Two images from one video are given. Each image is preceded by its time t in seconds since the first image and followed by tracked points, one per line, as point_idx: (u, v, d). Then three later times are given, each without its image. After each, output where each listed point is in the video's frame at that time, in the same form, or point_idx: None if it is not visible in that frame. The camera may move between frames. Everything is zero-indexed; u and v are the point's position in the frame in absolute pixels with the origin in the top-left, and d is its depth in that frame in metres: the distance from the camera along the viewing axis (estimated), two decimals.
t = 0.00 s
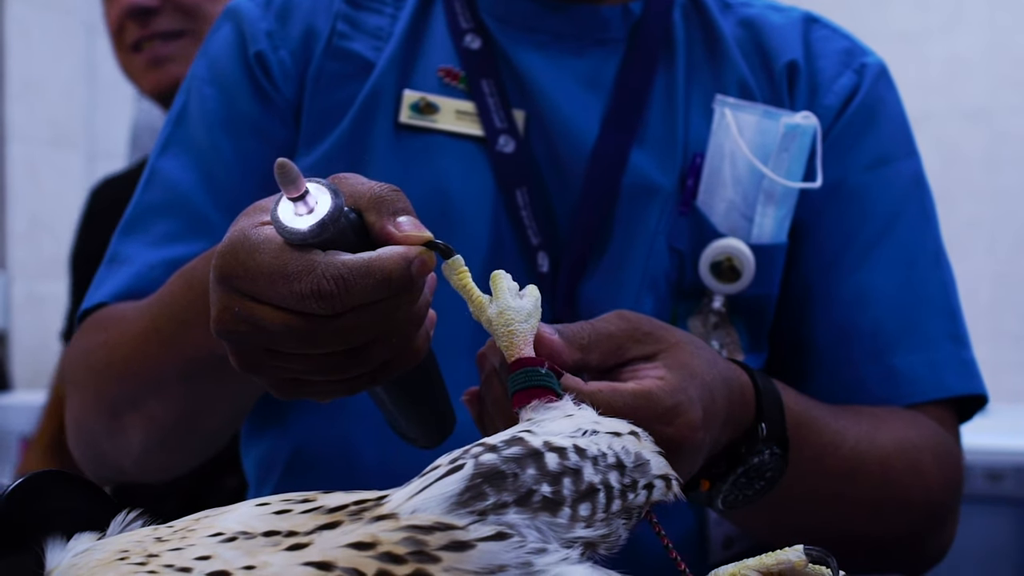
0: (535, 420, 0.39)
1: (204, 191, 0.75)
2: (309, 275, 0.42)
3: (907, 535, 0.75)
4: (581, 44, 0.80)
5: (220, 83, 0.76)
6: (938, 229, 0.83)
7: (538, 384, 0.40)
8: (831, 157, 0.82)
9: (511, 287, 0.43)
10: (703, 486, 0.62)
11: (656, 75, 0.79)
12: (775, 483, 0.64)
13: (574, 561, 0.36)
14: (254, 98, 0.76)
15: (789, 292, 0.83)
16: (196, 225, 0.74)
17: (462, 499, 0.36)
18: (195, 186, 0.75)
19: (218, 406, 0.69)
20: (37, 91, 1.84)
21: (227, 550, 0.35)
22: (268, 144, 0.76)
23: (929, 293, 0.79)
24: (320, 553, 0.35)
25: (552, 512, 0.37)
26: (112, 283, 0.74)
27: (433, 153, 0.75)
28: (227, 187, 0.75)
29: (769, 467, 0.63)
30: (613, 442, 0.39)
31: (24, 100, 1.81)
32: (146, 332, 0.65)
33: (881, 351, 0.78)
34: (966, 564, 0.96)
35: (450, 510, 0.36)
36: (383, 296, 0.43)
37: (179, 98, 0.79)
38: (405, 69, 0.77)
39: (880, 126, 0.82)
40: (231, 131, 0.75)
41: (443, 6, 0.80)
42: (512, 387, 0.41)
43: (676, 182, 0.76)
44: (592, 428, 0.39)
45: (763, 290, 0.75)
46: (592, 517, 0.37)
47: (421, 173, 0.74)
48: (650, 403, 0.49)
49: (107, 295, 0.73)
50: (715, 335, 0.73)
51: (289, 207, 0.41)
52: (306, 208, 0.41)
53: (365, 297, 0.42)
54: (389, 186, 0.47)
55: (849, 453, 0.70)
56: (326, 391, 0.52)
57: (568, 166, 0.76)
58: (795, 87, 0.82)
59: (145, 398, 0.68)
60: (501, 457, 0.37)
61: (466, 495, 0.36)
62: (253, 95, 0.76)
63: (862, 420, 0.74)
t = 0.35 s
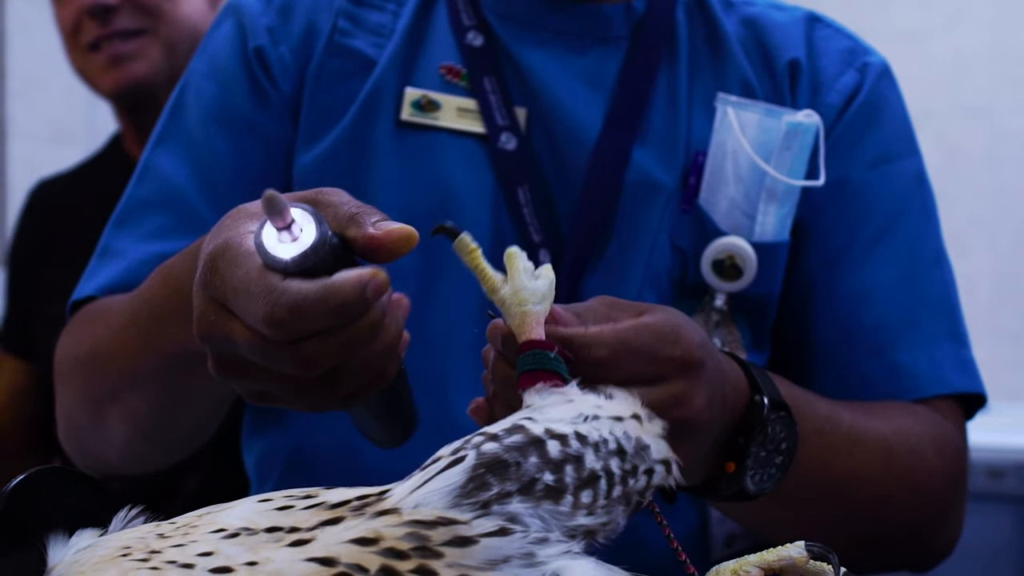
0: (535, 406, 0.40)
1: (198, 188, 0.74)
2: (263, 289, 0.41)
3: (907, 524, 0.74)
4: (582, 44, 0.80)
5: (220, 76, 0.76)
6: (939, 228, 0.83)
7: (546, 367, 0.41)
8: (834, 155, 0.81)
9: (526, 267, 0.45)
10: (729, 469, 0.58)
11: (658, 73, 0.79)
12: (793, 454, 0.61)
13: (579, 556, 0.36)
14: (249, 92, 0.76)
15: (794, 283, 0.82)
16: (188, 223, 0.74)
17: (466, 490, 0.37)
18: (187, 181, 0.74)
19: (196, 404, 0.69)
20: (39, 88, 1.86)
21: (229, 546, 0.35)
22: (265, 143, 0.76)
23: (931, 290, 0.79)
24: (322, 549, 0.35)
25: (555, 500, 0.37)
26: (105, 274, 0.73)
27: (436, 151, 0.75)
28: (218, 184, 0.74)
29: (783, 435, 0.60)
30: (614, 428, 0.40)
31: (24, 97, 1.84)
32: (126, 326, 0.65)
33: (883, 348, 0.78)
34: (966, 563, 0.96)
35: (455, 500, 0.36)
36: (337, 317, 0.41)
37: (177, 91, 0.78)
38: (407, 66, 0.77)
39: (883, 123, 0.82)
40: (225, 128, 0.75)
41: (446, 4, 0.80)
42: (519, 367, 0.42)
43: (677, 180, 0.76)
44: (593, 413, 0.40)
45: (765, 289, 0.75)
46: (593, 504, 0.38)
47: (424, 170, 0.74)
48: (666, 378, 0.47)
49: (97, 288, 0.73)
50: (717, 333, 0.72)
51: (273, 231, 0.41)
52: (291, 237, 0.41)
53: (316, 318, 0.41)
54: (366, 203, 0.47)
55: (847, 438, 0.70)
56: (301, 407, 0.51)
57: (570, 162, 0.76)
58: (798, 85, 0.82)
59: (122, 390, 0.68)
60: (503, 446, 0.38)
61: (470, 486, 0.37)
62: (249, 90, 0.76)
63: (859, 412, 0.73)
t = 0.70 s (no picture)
0: (535, 385, 0.39)
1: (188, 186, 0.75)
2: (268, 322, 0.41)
3: (920, 525, 0.73)
4: (585, 45, 0.81)
5: (214, 75, 0.77)
6: (939, 232, 0.82)
7: (549, 343, 0.39)
8: (837, 155, 0.81)
9: (543, 233, 0.43)
10: (754, 461, 0.58)
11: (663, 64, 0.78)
12: (812, 442, 0.62)
13: (581, 552, 0.36)
14: (241, 90, 0.77)
15: (795, 281, 0.82)
16: (174, 222, 0.74)
17: (470, 479, 0.36)
18: (175, 181, 0.75)
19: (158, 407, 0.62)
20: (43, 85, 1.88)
21: (229, 545, 0.35)
22: (258, 143, 0.77)
23: (931, 288, 0.79)
24: (323, 548, 0.35)
25: (559, 482, 0.37)
26: (90, 272, 0.74)
27: (437, 151, 0.74)
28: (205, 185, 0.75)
29: (799, 425, 0.61)
30: (616, 401, 0.39)
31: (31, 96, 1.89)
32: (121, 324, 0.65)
33: (885, 347, 0.78)
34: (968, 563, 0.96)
35: (459, 490, 0.36)
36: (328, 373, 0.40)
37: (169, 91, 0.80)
38: (407, 67, 0.78)
39: (886, 123, 0.82)
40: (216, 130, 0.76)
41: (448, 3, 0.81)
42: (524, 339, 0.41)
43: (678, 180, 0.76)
44: (594, 386, 0.39)
45: (767, 289, 0.75)
46: (596, 483, 0.38)
47: (424, 171, 0.74)
48: (681, 346, 0.47)
49: (83, 284, 0.74)
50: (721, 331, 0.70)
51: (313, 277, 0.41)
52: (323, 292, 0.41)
53: (307, 368, 0.40)
54: (338, 218, 0.49)
55: (853, 434, 0.71)
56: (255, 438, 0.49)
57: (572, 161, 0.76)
58: (800, 85, 0.82)
59: (101, 388, 0.66)
60: (505, 430, 0.38)
61: (474, 475, 0.37)
62: (241, 89, 0.77)
63: (863, 408, 0.74)
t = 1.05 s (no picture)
0: (528, 367, 0.39)
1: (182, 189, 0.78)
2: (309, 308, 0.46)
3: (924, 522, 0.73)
4: (585, 44, 0.83)
5: (212, 80, 0.81)
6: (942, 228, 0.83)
7: (546, 322, 0.39)
8: (837, 156, 0.81)
9: (544, 210, 0.43)
10: (755, 452, 0.59)
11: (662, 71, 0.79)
12: (811, 429, 0.65)
13: (581, 549, 0.37)
14: (236, 91, 0.80)
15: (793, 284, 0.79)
16: (170, 229, 0.78)
17: (472, 470, 0.37)
18: (173, 182, 0.79)
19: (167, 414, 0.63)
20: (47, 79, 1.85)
21: (229, 545, 0.35)
22: (254, 145, 0.78)
23: (931, 287, 0.81)
24: (323, 548, 0.35)
25: (559, 465, 0.37)
26: (91, 277, 0.79)
27: (433, 151, 0.73)
28: (200, 190, 0.77)
29: (798, 415, 0.64)
30: (610, 378, 0.39)
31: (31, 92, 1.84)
32: (150, 333, 0.67)
33: (884, 346, 0.79)
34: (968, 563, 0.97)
35: (460, 483, 0.37)
36: (347, 369, 0.44)
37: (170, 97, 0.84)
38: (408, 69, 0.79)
39: (886, 123, 0.83)
40: (214, 133, 0.78)
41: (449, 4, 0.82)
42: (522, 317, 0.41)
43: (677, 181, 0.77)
44: (587, 365, 0.39)
45: (765, 290, 0.74)
46: (595, 463, 0.37)
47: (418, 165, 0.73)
48: (681, 326, 0.46)
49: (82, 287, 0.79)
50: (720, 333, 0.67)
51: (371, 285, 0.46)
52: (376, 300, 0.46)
53: (334, 352, 0.44)
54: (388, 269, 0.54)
55: (853, 428, 0.71)
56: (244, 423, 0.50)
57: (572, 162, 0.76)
58: (800, 87, 0.82)
59: (111, 389, 0.66)
60: (501, 417, 0.38)
61: (476, 466, 0.37)
62: (237, 91, 0.80)
63: (864, 407, 0.76)
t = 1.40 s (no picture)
0: (515, 355, 0.39)
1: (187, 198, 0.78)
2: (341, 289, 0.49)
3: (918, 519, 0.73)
4: (583, 44, 0.84)
5: (211, 83, 0.82)
6: (939, 226, 0.83)
7: (536, 307, 0.39)
8: (836, 154, 0.82)
9: (531, 196, 0.42)
10: (735, 441, 0.60)
11: (661, 63, 0.79)
12: (791, 418, 0.65)
13: (580, 545, 0.37)
14: (238, 94, 0.80)
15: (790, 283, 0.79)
16: (176, 239, 0.80)
17: (470, 463, 0.37)
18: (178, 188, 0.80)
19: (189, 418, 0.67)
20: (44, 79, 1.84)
21: (229, 544, 0.35)
22: (256, 154, 0.77)
23: (928, 286, 0.81)
24: (323, 546, 0.35)
25: (554, 451, 0.37)
26: (105, 289, 0.82)
27: (429, 151, 0.73)
28: (205, 196, 0.78)
29: (777, 403, 0.63)
30: (597, 360, 0.39)
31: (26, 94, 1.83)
32: (178, 335, 0.72)
33: (880, 344, 0.80)
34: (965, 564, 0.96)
35: (459, 478, 0.37)
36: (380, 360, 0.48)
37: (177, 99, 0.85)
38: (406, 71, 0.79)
39: (886, 121, 0.83)
40: (215, 135, 0.78)
41: (448, 4, 0.82)
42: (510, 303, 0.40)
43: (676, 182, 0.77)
44: (574, 350, 0.39)
45: (764, 289, 0.75)
46: (588, 446, 0.38)
47: (415, 168, 0.74)
48: (665, 309, 0.46)
49: (99, 300, 0.82)
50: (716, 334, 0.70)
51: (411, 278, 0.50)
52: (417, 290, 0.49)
53: (368, 336, 0.48)
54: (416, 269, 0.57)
55: (837, 423, 0.71)
56: (264, 402, 0.57)
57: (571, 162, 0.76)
58: (798, 86, 0.83)
59: (137, 398, 0.70)
60: (494, 407, 0.38)
61: (473, 459, 0.37)
62: (239, 94, 0.80)
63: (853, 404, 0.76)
